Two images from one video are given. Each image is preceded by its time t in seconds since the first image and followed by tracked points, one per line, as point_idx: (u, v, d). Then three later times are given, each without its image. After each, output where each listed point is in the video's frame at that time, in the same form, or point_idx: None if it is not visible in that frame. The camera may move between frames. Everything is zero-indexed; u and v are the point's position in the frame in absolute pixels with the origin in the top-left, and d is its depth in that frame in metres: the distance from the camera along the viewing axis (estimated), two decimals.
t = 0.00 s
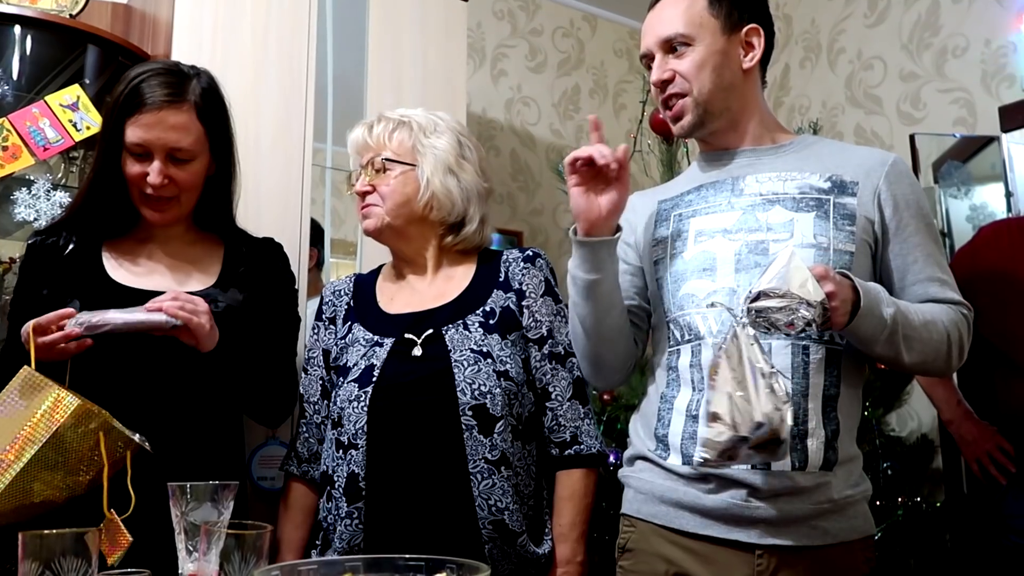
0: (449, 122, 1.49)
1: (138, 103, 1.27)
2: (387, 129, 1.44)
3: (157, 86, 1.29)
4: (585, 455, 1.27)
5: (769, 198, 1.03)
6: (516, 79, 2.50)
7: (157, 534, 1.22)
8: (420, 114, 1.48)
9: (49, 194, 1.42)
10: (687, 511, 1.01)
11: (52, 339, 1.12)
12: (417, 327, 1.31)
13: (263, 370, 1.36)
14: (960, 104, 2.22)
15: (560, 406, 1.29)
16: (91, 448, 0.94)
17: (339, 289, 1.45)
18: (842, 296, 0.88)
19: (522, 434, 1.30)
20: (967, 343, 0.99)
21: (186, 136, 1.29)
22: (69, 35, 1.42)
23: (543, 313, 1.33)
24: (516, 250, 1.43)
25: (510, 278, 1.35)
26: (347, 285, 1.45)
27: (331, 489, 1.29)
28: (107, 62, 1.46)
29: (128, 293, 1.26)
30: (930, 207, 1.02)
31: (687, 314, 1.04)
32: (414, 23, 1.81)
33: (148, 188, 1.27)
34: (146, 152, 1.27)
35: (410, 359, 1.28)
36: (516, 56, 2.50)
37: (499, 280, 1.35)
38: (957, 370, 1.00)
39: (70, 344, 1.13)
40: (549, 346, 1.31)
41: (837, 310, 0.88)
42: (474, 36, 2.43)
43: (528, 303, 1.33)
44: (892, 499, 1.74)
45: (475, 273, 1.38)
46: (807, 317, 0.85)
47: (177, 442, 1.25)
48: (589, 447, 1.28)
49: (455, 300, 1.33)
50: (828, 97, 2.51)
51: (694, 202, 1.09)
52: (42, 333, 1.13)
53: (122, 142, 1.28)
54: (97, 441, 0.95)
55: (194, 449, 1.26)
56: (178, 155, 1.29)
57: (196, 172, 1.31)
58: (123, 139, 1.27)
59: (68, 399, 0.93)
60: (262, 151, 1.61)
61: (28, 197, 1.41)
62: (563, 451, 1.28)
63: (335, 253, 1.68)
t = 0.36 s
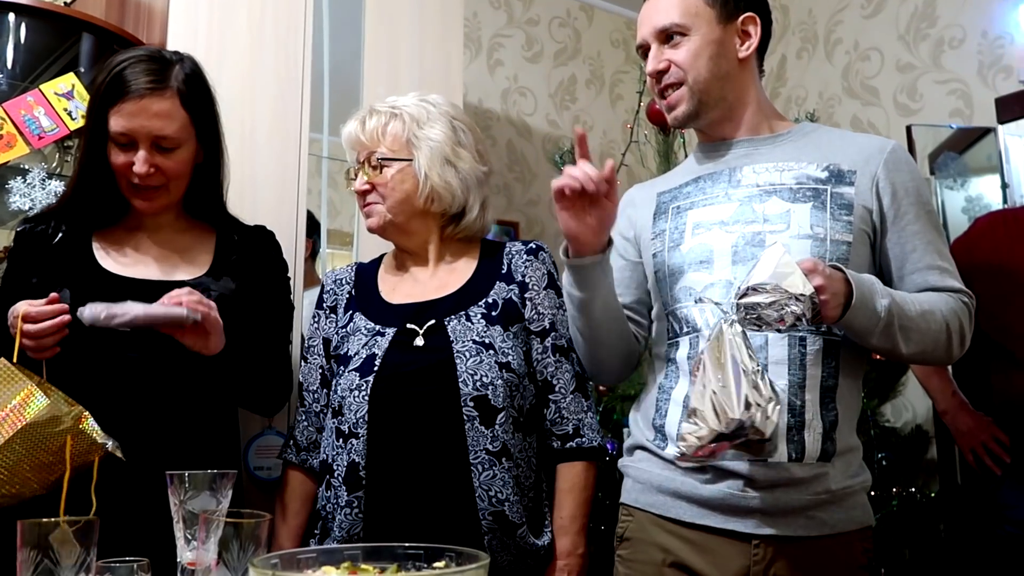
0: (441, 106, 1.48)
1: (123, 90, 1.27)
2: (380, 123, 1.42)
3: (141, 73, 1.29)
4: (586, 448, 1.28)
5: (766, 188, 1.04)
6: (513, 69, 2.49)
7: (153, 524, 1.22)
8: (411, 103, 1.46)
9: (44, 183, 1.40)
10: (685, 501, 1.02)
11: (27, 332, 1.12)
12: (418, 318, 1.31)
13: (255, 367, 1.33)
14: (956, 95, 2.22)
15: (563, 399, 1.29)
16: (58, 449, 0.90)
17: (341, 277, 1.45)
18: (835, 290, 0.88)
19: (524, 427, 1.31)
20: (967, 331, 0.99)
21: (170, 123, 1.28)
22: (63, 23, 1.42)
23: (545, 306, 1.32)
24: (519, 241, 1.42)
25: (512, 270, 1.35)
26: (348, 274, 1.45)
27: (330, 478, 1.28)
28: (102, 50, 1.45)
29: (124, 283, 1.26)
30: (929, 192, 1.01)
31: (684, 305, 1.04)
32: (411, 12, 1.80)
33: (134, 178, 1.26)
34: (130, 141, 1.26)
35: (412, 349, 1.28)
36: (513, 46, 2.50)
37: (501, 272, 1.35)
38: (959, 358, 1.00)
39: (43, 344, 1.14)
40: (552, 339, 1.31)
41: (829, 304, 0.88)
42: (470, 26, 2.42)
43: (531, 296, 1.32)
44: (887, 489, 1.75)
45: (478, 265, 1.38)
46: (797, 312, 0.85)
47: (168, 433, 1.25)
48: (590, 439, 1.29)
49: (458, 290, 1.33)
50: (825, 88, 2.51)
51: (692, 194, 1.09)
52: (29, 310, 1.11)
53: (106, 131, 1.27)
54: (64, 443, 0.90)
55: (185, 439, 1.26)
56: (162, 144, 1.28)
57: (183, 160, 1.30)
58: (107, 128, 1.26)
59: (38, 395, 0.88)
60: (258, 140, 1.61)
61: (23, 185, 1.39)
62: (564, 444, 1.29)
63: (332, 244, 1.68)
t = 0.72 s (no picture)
0: (448, 102, 1.48)
1: (118, 90, 1.26)
2: (387, 117, 1.42)
3: (138, 73, 1.27)
4: (591, 446, 1.29)
5: (769, 184, 1.03)
6: (514, 66, 2.49)
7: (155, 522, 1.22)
8: (417, 97, 1.46)
9: (45, 180, 1.40)
10: (688, 498, 1.02)
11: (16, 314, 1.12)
12: (423, 315, 1.31)
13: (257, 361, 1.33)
14: (959, 90, 2.21)
15: (568, 398, 1.30)
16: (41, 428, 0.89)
17: (345, 274, 1.44)
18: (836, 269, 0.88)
19: (530, 425, 1.30)
20: (967, 329, 0.99)
21: (164, 125, 1.27)
22: (63, 21, 1.41)
23: (551, 304, 1.33)
24: (524, 239, 1.43)
25: (518, 268, 1.35)
26: (353, 271, 1.44)
27: (336, 476, 1.28)
28: (103, 47, 1.45)
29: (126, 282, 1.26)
30: (931, 190, 1.01)
31: (687, 301, 1.04)
32: (411, 8, 1.80)
33: (126, 178, 1.26)
34: (123, 141, 1.25)
35: (418, 348, 1.28)
36: (514, 43, 2.49)
37: (507, 269, 1.35)
38: (959, 355, 0.99)
39: None
40: (557, 337, 1.32)
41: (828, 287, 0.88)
42: (471, 22, 2.42)
43: (537, 294, 1.33)
44: (890, 486, 1.75)
45: (483, 263, 1.38)
46: (800, 286, 0.86)
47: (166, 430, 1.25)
48: (596, 438, 1.29)
49: (462, 288, 1.33)
50: (827, 84, 2.50)
51: (695, 189, 1.09)
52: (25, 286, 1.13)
53: (100, 129, 1.26)
54: (48, 422, 0.88)
55: (182, 436, 1.26)
56: (155, 145, 1.27)
57: (176, 161, 1.29)
58: (101, 126, 1.26)
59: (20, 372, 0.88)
60: (259, 137, 1.61)
61: (24, 183, 1.40)
62: (570, 442, 1.30)
63: (333, 242, 1.68)
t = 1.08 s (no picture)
0: (453, 99, 1.47)
1: (122, 92, 1.25)
2: (393, 113, 1.42)
3: (143, 75, 1.27)
4: (595, 445, 1.29)
5: (770, 182, 1.03)
6: (515, 63, 2.49)
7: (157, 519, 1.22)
8: (422, 93, 1.46)
9: (46, 178, 1.41)
10: (692, 496, 1.02)
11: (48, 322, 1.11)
12: (428, 314, 1.31)
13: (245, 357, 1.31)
14: (960, 87, 2.21)
15: (571, 396, 1.30)
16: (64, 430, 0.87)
17: (349, 272, 1.44)
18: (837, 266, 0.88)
19: (533, 423, 1.31)
20: (966, 324, 0.99)
21: (169, 129, 1.27)
22: (64, 18, 1.41)
23: (555, 303, 1.33)
24: (528, 238, 1.43)
25: (522, 267, 1.35)
26: (356, 269, 1.44)
27: (339, 474, 1.28)
28: (104, 44, 1.45)
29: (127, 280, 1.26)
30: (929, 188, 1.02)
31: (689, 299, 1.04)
32: (411, 6, 1.80)
33: (128, 178, 1.26)
34: (127, 142, 1.26)
35: (421, 345, 1.28)
36: (514, 40, 2.49)
37: (511, 268, 1.35)
38: (958, 351, 1.00)
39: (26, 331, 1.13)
40: (560, 336, 1.32)
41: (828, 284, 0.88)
42: (472, 19, 2.42)
43: (540, 292, 1.33)
44: (890, 483, 1.75)
45: (486, 262, 1.38)
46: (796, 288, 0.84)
47: (169, 428, 1.25)
48: (598, 437, 1.30)
49: (466, 286, 1.33)
50: (828, 81, 2.50)
51: (694, 187, 1.09)
52: (57, 293, 1.11)
53: (105, 130, 1.26)
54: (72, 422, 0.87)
55: (184, 433, 1.26)
56: (159, 148, 1.27)
57: (179, 164, 1.30)
58: (105, 126, 1.26)
59: (47, 371, 0.87)
60: (260, 135, 1.61)
61: (26, 180, 1.41)
62: (573, 441, 1.30)
63: (334, 239, 1.68)
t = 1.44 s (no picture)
0: (450, 95, 1.47)
1: (105, 85, 1.25)
2: (391, 109, 1.42)
3: (126, 67, 1.26)
4: (591, 441, 1.28)
5: (764, 176, 1.03)
6: (512, 60, 2.48)
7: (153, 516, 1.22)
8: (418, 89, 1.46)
9: (41, 174, 1.40)
10: (689, 491, 1.01)
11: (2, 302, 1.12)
12: (426, 310, 1.31)
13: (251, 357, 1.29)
14: (958, 83, 2.20)
15: (568, 393, 1.30)
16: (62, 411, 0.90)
17: (345, 269, 1.44)
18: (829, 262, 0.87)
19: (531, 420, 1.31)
20: (961, 315, 0.99)
21: (152, 121, 1.26)
22: (58, 14, 1.41)
23: (552, 300, 1.33)
24: (524, 235, 1.43)
25: (519, 264, 1.35)
26: (353, 265, 1.44)
27: (336, 471, 1.28)
28: (99, 40, 1.45)
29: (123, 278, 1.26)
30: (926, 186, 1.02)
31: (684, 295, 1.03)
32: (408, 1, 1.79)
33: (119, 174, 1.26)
34: (114, 137, 1.26)
35: (419, 342, 1.28)
36: (512, 36, 2.49)
37: (507, 265, 1.35)
38: (954, 342, 0.99)
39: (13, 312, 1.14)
40: (557, 332, 1.32)
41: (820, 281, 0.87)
42: (469, 15, 2.41)
43: (538, 289, 1.33)
44: (888, 479, 1.75)
45: (483, 258, 1.38)
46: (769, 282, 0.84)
47: (167, 423, 1.24)
48: (595, 433, 1.29)
49: (464, 283, 1.33)
50: (826, 77, 2.50)
51: (689, 182, 1.08)
52: None
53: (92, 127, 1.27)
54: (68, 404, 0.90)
55: (185, 429, 1.25)
56: (146, 141, 1.27)
57: (168, 156, 1.29)
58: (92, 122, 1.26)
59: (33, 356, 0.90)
60: (255, 130, 1.60)
61: (20, 176, 1.39)
62: (569, 437, 1.30)
63: (330, 235, 1.68)
